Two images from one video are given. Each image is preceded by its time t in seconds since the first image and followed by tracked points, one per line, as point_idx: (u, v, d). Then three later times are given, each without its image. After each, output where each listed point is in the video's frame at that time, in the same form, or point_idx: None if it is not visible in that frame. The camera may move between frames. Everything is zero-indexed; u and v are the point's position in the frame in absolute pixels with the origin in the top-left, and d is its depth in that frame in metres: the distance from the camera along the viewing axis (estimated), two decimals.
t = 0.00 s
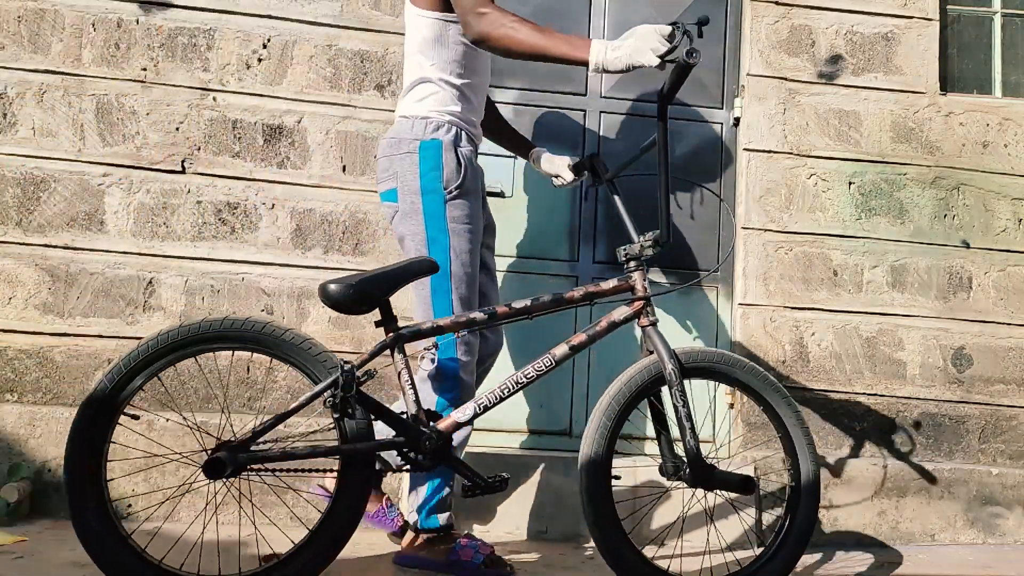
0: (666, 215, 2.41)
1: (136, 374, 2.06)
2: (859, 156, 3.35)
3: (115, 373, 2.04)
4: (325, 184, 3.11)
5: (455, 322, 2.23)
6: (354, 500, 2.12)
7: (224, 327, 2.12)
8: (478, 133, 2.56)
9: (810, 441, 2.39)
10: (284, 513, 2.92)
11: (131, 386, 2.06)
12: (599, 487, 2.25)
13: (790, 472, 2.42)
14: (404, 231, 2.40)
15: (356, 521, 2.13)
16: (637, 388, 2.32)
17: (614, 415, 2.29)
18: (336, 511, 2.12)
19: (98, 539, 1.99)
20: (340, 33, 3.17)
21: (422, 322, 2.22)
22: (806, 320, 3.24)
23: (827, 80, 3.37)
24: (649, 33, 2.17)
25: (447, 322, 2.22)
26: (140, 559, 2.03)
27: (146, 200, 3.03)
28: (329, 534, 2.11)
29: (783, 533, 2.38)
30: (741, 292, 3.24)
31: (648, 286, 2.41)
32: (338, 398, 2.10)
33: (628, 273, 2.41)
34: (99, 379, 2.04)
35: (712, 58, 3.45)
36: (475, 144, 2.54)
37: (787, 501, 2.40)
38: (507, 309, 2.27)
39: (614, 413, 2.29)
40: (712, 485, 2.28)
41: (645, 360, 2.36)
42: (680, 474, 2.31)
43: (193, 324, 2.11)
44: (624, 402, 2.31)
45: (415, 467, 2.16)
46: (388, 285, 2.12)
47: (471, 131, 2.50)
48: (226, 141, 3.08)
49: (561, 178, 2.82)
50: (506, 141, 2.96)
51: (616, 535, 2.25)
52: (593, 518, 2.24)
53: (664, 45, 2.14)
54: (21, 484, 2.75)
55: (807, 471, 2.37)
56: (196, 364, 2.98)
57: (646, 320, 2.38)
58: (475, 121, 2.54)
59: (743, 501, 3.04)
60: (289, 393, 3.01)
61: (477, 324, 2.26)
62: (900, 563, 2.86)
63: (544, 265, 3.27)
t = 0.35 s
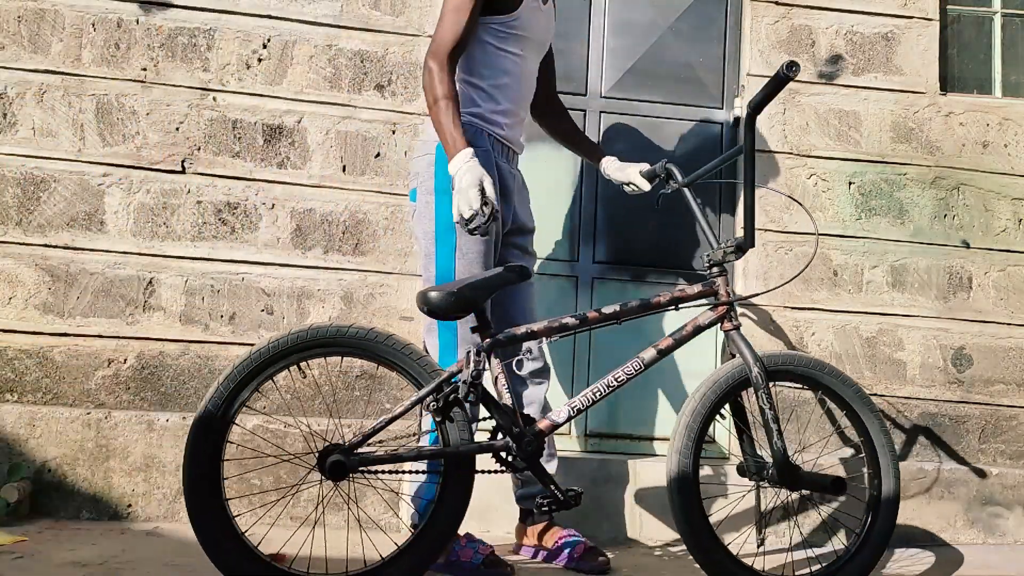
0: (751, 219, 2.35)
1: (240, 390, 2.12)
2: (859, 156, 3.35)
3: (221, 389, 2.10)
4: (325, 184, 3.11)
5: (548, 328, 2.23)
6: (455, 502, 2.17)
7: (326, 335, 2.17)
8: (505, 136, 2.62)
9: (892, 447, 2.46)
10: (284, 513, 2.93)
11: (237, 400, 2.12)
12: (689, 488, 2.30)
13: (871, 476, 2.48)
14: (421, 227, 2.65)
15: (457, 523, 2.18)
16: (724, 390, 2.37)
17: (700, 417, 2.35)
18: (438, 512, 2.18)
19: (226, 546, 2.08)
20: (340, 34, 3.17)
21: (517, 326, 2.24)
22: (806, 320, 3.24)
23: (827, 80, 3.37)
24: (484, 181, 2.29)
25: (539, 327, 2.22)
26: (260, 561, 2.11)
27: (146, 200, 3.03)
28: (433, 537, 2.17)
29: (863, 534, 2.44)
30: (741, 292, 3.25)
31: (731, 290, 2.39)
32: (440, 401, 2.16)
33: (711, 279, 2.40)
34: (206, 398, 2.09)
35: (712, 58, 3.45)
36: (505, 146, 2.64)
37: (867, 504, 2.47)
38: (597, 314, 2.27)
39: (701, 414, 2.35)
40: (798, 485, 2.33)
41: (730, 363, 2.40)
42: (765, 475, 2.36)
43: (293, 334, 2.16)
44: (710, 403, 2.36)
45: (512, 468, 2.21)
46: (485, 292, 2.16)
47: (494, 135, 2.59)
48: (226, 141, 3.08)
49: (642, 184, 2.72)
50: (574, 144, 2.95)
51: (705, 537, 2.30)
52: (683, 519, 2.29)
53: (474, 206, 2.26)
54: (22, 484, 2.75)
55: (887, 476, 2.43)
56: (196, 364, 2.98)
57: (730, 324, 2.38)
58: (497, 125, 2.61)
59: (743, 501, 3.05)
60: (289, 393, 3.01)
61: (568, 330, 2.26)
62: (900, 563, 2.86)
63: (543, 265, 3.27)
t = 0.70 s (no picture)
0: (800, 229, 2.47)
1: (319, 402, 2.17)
2: (859, 156, 3.35)
3: (301, 400, 2.15)
4: (325, 184, 3.11)
5: (610, 333, 2.34)
6: (523, 507, 2.23)
7: (406, 342, 2.23)
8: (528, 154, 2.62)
9: (948, 451, 2.50)
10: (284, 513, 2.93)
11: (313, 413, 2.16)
12: (752, 489, 2.36)
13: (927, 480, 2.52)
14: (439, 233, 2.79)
15: (525, 528, 2.23)
16: (780, 392, 2.45)
17: (759, 421, 2.42)
18: (506, 517, 2.24)
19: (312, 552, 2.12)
20: (340, 33, 3.17)
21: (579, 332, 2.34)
22: (806, 320, 3.24)
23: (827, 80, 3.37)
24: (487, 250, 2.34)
25: (602, 333, 2.34)
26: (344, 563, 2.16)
27: (146, 200, 3.03)
28: (503, 539, 2.22)
29: (921, 534, 2.47)
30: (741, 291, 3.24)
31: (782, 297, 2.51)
32: (510, 404, 2.25)
33: (765, 286, 2.52)
34: (282, 416, 2.14)
35: (712, 58, 3.45)
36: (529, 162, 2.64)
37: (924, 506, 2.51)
38: (656, 320, 2.37)
39: (760, 418, 2.42)
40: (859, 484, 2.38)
41: (785, 367, 2.48)
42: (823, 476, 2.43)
43: (371, 342, 2.21)
44: (769, 405, 2.43)
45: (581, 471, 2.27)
46: (550, 296, 2.24)
47: (519, 153, 2.61)
48: (226, 141, 3.08)
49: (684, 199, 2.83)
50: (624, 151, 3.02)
51: (766, 538, 2.35)
52: (748, 520, 2.34)
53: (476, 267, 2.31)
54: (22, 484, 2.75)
55: (944, 478, 2.48)
56: (196, 364, 2.98)
57: (783, 329, 2.49)
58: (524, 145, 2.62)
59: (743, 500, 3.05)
60: (289, 393, 3.00)
61: (629, 336, 2.38)
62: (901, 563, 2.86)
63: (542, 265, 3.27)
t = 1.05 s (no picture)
0: (838, 230, 2.46)
1: (362, 393, 2.23)
2: (860, 155, 3.34)
3: (345, 392, 2.20)
4: (324, 183, 3.10)
5: (646, 332, 2.35)
6: (559, 506, 2.25)
7: (452, 340, 2.27)
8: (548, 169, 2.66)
9: (979, 458, 2.49)
10: (284, 514, 2.92)
11: (356, 405, 2.22)
12: (787, 489, 2.37)
13: (958, 485, 2.51)
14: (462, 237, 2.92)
15: (559, 528, 2.26)
16: (818, 393, 2.44)
17: (795, 421, 2.41)
18: (542, 516, 2.26)
19: (355, 543, 2.17)
20: (340, 33, 3.16)
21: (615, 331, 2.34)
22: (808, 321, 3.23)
23: (828, 79, 3.36)
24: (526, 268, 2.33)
25: (638, 332, 2.34)
26: (387, 560, 2.19)
27: (145, 200, 3.02)
28: (540, 534, 2.25)
29: (951, 535, 2.47)
30: (742, 292, 3.24)
31: (816, 298, 2.50)
32: (549, 402, 2.27)
33: (800, 287, 2.52)
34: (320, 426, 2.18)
35: (713, 57, 3.44)
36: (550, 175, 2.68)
37: (954, 511, 2.50)
38: (692, 320, 2.37)
39: (796, 418, 2.42)
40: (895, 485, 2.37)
41: (821, 368, 2.48)
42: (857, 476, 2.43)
43: (419, 338, 2.26)
44: (806, 406, 2.43)
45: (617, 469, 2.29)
46: (588, 298, 2.23)
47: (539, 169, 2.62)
48: (226, 141, 3.07)
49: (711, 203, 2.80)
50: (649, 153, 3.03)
51: (801, 537, 2.34)
52: (784, 519, 2.34)
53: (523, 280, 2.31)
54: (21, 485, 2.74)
55: (975, 483, 2.47)
56: (195, 364, 2.97)
57: (818, 331, 2.49)
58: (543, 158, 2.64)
59: (744, 501, 3.03)
60: (288, 393, 3.00)
61: (664, 335, 2.38)
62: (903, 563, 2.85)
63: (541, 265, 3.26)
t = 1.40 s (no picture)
0: (828, 229, 2.47)
1: (360, 387, 2.25)
2: (859, 156, 3.35)
3: (344, 385, 2.23)
4: (325, 184, 3.11)
5: (634, 333, 2.36)
6: (542, 503, 2.27)
7: (452, 341, 2.29)
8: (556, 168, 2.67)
9: (983, 452, 2.47)
10: (284, 513, 2.93)
11: (354, 398, 2.25)
12: (772, 492, 2.39)
13: (961, 480, 2.49)
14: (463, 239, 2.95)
15: (541, 524, 2.27)
16: (804, 395, 2.45)
17: (780, 423, 2.43)
18: (527, 511, 2.28)
19: (350, 536, 2.20)
20: (340, 34, 3.17)
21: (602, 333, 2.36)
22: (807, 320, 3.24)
23: (827, 80, 3.37)
24: (519, 271, 2.35)
25: (625, 333, 2.35)
26: (396, 558, 2.23)
27: (146, 200, 3.03)
28: (520, 535, 2.27)
29: (952, 538, 2.45)
30: (741, 290, 3.25)
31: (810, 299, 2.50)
32: (532, 400, 2.29)
33: (791, 287, 2.51)
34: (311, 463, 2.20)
35: (713, 58, 3.45)
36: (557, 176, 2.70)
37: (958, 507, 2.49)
38: (681, 321, 2.38)
39: (782, 420, 2.43)
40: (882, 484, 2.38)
41: (809, 368, 2.48)
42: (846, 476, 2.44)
43: (418, 337, 2.28)
44: (792, 408, 2.44)
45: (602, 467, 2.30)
46: (577, 300, 2.24)
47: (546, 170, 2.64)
48: (226, 141, 3.08)
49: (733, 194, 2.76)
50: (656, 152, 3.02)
51: (787, 538, 2.36)
52: (769, 522, 2.36)
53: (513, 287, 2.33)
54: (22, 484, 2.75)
55: (978, 478, 2.45)
56: (196, 363, 2.98)
57: (809, 331, 2.48)
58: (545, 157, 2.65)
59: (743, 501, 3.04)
60: (289, 392, 3.01)
61: (652, 336, 2.39)
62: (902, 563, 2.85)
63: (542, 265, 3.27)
